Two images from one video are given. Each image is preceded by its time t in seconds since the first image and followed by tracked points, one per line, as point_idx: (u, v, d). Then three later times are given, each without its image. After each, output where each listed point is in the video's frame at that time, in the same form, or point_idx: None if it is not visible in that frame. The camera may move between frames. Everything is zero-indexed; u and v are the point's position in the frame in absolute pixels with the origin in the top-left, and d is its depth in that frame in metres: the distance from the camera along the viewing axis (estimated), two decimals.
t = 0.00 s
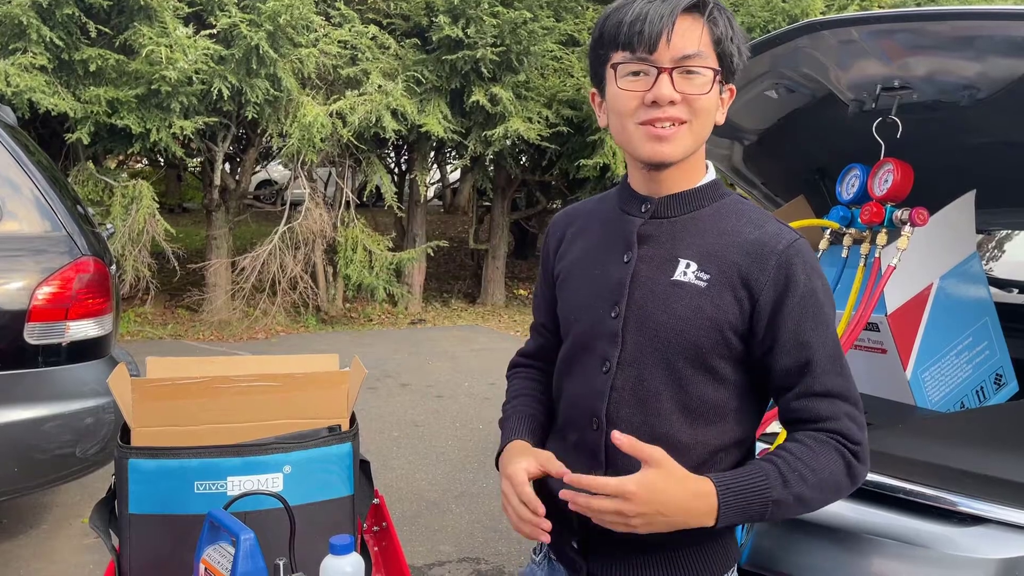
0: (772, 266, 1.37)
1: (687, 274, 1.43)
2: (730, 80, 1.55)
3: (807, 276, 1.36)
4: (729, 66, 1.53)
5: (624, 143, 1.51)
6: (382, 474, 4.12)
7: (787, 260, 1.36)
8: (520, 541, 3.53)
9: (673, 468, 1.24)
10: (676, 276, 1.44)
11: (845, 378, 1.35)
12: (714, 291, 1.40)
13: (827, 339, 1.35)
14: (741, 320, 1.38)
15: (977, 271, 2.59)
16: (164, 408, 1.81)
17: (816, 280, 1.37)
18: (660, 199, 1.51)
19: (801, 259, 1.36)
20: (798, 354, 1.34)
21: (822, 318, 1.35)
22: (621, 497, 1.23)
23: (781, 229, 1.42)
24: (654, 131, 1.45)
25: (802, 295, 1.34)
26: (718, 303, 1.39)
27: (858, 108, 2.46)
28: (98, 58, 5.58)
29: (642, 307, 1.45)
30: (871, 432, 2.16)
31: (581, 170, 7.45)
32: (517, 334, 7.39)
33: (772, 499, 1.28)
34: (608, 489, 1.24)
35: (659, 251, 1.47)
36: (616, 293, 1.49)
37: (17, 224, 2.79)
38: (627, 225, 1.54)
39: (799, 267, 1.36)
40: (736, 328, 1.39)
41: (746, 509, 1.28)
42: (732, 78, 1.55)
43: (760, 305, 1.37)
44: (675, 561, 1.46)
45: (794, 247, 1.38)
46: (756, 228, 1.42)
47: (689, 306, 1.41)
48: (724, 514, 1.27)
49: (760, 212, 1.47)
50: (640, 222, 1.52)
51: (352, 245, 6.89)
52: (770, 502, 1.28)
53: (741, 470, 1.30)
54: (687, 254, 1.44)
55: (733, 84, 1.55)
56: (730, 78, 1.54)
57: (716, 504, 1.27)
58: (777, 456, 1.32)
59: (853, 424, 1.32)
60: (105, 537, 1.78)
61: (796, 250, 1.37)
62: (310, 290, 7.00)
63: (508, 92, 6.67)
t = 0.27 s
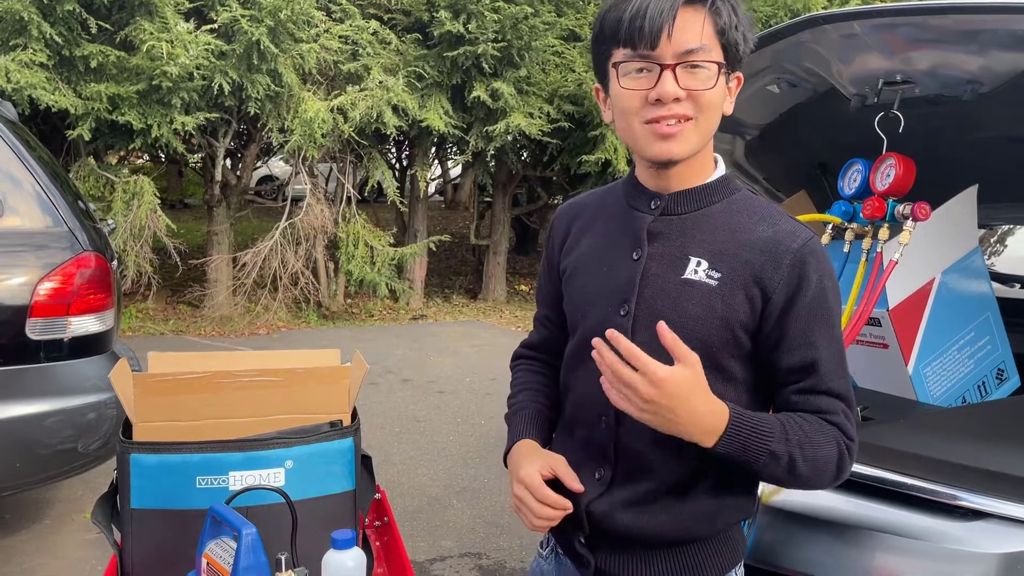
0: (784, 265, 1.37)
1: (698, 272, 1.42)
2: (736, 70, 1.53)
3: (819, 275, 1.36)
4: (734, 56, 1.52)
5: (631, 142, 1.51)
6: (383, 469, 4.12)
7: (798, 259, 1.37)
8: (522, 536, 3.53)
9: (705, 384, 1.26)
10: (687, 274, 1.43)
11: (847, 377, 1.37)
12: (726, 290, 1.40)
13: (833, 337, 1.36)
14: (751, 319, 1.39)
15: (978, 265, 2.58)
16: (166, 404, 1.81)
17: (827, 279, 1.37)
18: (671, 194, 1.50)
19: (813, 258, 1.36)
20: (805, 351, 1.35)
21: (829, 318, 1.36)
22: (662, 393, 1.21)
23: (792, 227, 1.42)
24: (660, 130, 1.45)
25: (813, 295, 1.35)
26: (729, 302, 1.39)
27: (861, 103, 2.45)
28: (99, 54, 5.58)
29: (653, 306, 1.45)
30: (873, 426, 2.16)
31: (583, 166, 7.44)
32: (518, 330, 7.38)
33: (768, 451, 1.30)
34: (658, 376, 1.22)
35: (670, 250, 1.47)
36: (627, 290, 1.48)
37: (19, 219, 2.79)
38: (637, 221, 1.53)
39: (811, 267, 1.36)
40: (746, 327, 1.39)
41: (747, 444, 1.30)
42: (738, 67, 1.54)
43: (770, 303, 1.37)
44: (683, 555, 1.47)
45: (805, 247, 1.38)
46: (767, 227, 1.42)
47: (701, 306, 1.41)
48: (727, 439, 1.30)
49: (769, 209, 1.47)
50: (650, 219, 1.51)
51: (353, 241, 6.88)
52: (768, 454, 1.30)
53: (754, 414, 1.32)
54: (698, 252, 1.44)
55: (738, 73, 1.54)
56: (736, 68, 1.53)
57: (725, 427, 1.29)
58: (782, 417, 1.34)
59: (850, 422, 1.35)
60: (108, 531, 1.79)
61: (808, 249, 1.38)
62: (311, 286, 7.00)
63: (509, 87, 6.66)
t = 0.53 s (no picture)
0: (788, 262, 1.34)
1: (704, 269, 1.41)
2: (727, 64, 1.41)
3: (823, 271, 1.33)
4: (719, 54, 1.39)
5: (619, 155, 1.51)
6: (387, 462, 4.13)
7: (803, 255, 1.34)
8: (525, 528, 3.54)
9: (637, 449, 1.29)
10: (693, 271, 1.42)
11: (849, 377, 1.34)
12: (731, 287, 1.38)
13: (836, 336, 1.33)
14: (756, 315, 1.37)
15: (982, 258, 2.56)
16: (170, 397, 1.82)
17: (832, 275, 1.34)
18: (681, 191, 1.49)
19: (820, 252, 1.34)
20: (805, 348, 1.33)
21: (833, 316, 1.33)
22: (614, 473, 1.23)
23: (799, 222, 1.39)
24: (633, 155, 1.43)
25: (817, 292, 1.32)
26: (734, 299, 1.37)
27: (865, 95, 2.45)
28: (103, 47, 5.58)
29: (659, 302, 1.44)
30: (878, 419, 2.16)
31: (587, 158, 7.43)
32: (521, 323, 7.38)
33: (755, 473, 1.29)
34: (597, 471, 1.23)
35: (677, 245, 1.45)
36: (634, 286, 1.47)
37: (23, 212, 2.80)
38: (645, 217, 1.52)
39: (817, 262, 1.34)
40: (750, 323, 1.37)
41: (732, 477, 1.29)
42: (728, 60, 1.41)
43: (774, 300, 1.35)
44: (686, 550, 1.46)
45: (812, 242, 1.36)
46: (775, 222, 1.40)
47: (706, 302, 1.39)
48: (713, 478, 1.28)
49: (778, 204, 1.45)
50: (658, 215, 1.50)
51: (356, 234, 6.89)
52: (757, 477, 1.29)
53: (731, 441, 1.31)
54: (705, 248, 1.42)
55: (729, 65, 1.41)
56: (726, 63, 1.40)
57: (699, 464, 1.28)
58: (773, 433, 1.32)
59: (849, 424, 1.32)
60: (113, 524, 1.79)
61: (813, 244, 1.35)
62: (314, 279, 7.01)
63: (513, 80, 6.64)
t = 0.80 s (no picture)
0: (775, 257, 1.31)
1: (697, 264, 1.39)
2: (705, 62, 1.36)
3: (812, 268, 1.27)
4: (691, 52, 1.34)
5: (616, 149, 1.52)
6: (393, 451, 4.15)
7: (791, 251, 1.29)
8: (530, 517, 3.55)
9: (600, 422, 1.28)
10: (687, 266, 1.40)
11: (838, 379, 1.26)
12: (719, 283, 1.36)
13: (825, 334, 1.26)
14: (746, 311, 1.34)
15: (990, 248, 2.54)
16: (177, 386, 1.83)
17: (824, 273, 1.27)
18: (681, 184, 1.47)
19: (807, 248, 1.28)
20: (792, 347, 1.28)
21: (823, 314, 1.26)
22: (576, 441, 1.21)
23: (794, 216, 1.34)
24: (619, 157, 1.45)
25: (801, 289, 1.27)
26: (722, 295, 1.35)
27: (872, 84, 2.44)
28: (108, 37, 5.58)
29: (655, 297, 1.43)
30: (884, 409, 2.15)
31: (592, 148, 7.42)
32: (527, 313, 7.39)
33: (718, 465, 1.26)
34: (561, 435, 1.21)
35: (673, 240, 1.44)
36: (634, 280, 1.48)
37: (30, 202, 2.81)
38: (646, 211, 1.52)
39: (804, 257, 1.28)
40: (740, 319, 1.35)
41: (693, 465, 1.27)
42: (706, 58, 1.35)
43: (761, 296, 1.31)
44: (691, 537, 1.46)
45: (803, 237, 1.30)
46: (769, 216, 1.35)
47: (696, 297, 1.38)
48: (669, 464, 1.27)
49: (778, 197, 1.40)
50: (657, 208, 1.49)
51: (362, 224, 6.89)
52: (719, 467, 1.26)
53: (692, 429, 1.29)
54: (698, 242, 1.40)
55: (707, 62, 1.35)
56: (703, 61, 1.35)
57: (657, 448, 1.26)
58: (748, 428, 1.29)
59: (834, 428, 1.25)
60: (121, 512, 1.80)
61: (802, 241, 1.29)
62: (320, 269, 7.02)
63: (518, 69, 6.62)
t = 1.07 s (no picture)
0: (760, 251, 1.26)
1: (689, 257, 1.37)
2: (697, 53, 1.30)
3: (796, 262, 1.22)
4: (680, 44, 1.28)
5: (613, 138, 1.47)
6: (401, 439, 4.17)
7: (775, 245, 1.25)
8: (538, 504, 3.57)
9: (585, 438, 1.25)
10: (680, 258, 1.38)
11: (828, 377, 1.20)
12: (708, 277, 1.33)
13: (812, 333, 1.20)
14: (735, 306, 1.31)
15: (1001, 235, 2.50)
16: (187, 372, 1.83)
17: (810, 267, 1.22)
18: (677, 174, 1.43)
19: (791, 242, 1.23)
20: (778, 344, 1.23)
21: (810, 311, 1.21)
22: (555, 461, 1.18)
23: (783, 208, 1.29)
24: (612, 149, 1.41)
25: (785, 286, 1.22)
26: (711, 289, 1.33)
27: (883, 69, 2.41)
28: (115, 26, 5.58)
29: (649, 289, 1.42)
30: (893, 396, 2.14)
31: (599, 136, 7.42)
32: (534, 302, 7.39)
33: (700, 472, 1.22)
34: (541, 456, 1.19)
35: (666, 231, 1.42)
36: (633, 271, 1.46)
37: (39, 190, 2.82)
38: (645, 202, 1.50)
39: (787, 251, 1.23)
40: (729, 314, 1.32)
41: (674, 474, 1.22)
42: (698, 50, 1.29)
43: (746, 291, 1.28)
44: (691, 521, 1.43)
45: (788, 229, 1.25)
46: (757, 208, 1.31)
47: (686, 291, 1.36)
48: (651, 476, 1.22)
49: (771, 186, 1.34)
50: (655, 199, 1.46)
51: (369, 213, 6.90)
52: (700, 474, 1.22)
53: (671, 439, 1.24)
54: (690, 235, 1.38)
55: (698, 53, 1.29)
56: (694, 52, 1.29)
57: (637, 464, 1.23)
58: (732, 431, 1.24)
59: (822, 429, 1.20)
60: (134, 497, 1.82)
61: (786, 234, 1.24)
62: (328, 258, 7.03)
63: (525, 57, 6.59)
